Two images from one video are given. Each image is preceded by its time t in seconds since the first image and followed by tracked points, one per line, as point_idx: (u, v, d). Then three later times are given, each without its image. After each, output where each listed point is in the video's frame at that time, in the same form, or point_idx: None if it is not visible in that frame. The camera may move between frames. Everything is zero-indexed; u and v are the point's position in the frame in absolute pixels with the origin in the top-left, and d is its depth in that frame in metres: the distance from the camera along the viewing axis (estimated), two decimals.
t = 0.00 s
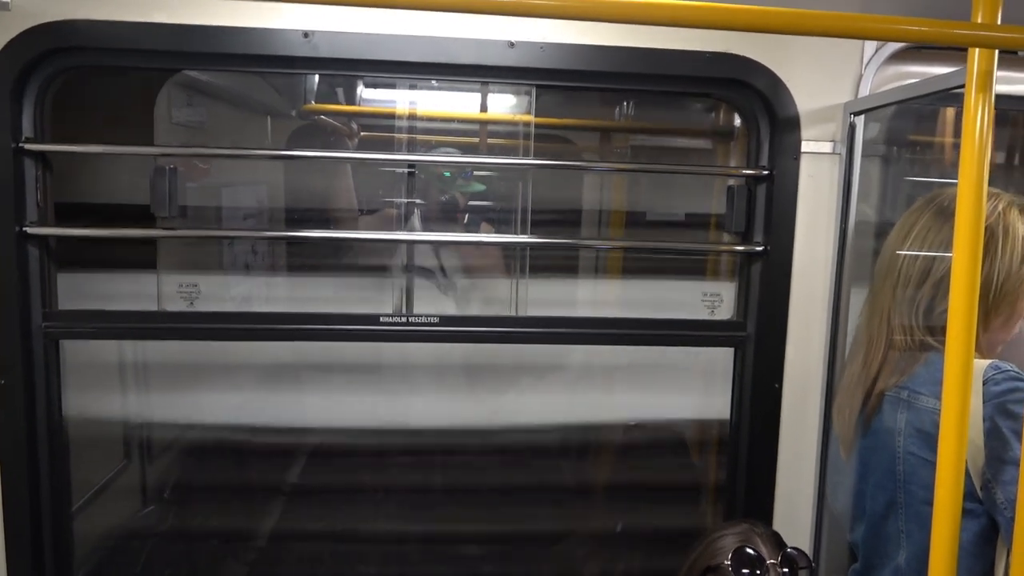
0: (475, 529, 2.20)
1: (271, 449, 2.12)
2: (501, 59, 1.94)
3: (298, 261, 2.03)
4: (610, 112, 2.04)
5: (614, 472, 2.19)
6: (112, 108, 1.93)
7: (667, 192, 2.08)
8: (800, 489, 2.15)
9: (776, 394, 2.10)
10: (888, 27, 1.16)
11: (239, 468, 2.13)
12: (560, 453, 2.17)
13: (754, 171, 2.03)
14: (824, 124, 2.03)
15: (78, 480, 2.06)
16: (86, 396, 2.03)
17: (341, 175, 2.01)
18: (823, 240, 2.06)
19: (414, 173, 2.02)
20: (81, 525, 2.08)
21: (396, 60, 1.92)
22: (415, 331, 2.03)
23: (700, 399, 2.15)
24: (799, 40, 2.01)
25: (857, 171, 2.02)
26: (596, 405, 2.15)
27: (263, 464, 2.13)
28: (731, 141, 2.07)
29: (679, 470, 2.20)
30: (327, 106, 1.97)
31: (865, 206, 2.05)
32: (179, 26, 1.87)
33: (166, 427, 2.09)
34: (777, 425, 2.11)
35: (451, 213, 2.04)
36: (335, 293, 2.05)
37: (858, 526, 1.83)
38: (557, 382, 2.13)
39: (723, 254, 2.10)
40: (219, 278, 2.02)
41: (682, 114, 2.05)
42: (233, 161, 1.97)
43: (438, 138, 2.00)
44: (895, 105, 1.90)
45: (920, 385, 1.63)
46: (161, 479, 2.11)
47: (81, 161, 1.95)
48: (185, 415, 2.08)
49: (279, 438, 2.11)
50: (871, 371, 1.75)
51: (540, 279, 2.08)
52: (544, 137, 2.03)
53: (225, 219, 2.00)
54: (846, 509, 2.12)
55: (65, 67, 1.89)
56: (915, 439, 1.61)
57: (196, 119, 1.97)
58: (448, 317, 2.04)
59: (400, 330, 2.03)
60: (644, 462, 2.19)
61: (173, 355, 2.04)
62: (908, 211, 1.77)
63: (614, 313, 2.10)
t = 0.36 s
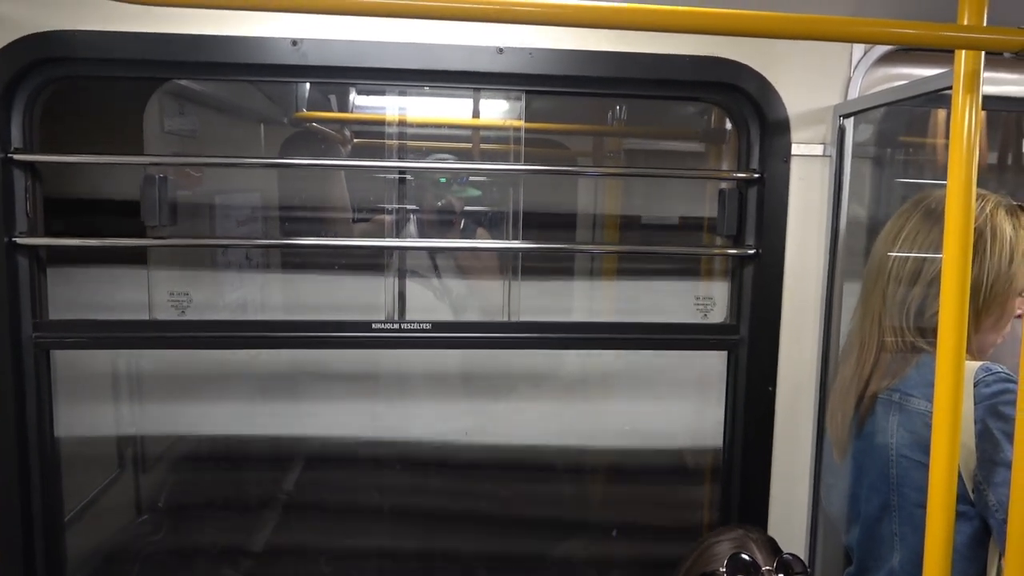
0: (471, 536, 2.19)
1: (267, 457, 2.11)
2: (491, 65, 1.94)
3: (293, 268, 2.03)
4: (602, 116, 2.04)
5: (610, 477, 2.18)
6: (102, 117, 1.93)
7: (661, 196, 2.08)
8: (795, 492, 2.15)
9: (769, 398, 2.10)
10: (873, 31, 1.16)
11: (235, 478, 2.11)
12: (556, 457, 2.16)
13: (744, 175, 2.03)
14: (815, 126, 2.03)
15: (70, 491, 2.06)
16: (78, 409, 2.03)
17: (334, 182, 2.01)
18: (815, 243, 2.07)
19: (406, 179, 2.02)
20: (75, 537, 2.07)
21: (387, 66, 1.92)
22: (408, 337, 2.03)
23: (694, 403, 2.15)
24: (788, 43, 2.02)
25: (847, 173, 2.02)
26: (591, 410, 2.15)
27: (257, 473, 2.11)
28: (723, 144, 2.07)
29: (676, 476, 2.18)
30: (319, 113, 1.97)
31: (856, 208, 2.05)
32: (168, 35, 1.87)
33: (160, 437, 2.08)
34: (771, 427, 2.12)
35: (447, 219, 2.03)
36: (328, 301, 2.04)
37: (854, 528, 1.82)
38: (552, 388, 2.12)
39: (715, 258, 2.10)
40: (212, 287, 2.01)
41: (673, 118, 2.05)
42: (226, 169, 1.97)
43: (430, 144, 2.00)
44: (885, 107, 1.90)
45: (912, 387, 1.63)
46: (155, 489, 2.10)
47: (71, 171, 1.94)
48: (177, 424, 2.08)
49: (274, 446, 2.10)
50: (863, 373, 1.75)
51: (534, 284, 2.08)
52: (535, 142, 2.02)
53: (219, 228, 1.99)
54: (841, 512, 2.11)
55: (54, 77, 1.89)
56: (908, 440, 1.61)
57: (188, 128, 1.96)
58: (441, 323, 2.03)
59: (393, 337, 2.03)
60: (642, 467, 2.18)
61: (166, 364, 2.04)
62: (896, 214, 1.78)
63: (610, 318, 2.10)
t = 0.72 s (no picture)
0: (474, 535, 2.20)
1: (272, 455, 2.13)
2: (494, 66, 1.96)
3: (297, 268, 2.05)
4: (604, 116, 2.05)
5: (613, 475, 2.20)
6: (108, 118, 1.94)
7: (664, 196, 2.08)
8: (796, 490, 2.16)
9: (771, 395, 2.11)
10: (873, 32, 1.16)
11: (239, 477, 2.13)
12: (559, 455, 2.18)
13: (745, 174, 2.04)
14: (816, 126, 2.05)
15: (77, 490, 2.07)
16: (86, 408, 2.04)
17: (337, 183, 2.02)
18: (816, 242, 2.08)
19: (409, 180, 2.03)
20: (80, 536, 2.08)
21: (390, 68, 1.94)
22: (412, 335, 2.05)
23: (696, 402, 2.16)
24: (789, 44, 2.03)
25: (848, 173, 2.04)
26: (594, 409, 2.16)
27: (262, 471, 2.13)
28: (725, 144, 2.08)
29: (677, 473, 2.21)
30: (322, 113, 1.99)
31: (857, 208, 2.06)
32: (174, 37, 1.89)
33: (165, 435, 2.09)
34: (772, 426, 2.13)
35: (449, 219, 2.04)
36: (332, 300, 2.06)
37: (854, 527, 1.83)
38: (555, 386, 2.14)
39: (717, 257, 2.11)
40: (216, 287, 2.03)
41: (674, 118, 2.06)
42: (231, 169, 1.98)
43: (433, 145, 2.01)
44: (885, 107, 1.91)
45: (912, 385, 1.63)
46: (161, 488, 2.11)
47: (76, 172, 1.95)
48: (183, 423, 2.09)
49: (279, 444, 2.12)
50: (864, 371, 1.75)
51: (536, 283, 2.09)
52: (537, 142, 2.04)
53: (222, 227, 2.01)
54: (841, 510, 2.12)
55: (61, 79, 1.91)
56: (906, 439, 1.62)
57: (192, 128, 1.98)
58: (445, 322, 2.06)
59: (397, 336, 2.05)
60: (643, 465, 2.19)
61: (171, 364, 2.05)
62: (897, 215, 1.79)
63: (611, 317, 2.11)
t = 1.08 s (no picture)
0: (479, 529, 2.23)
1: (280, 450, 2.17)
2: (500, 67, 1.99)
3: (303, 265, 2.08)
4: (608, 118, 2.08)
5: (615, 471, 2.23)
6: (122, 117, 1.98)
7: (668, 196, 2.11)
8: (795, 486, 2.19)
9: (771, 392, 2.14)
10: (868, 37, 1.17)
11: (247, 470, 2.17)
12: (562, 451, 2.21)
13: (748, 175, 2.07)
14: (817, 128, 2.08)
15: (89, 483, 2.10)
16: (98, 402, 2.08)
17: (345, 181, 2.06)
18: (816, 242, 2.11)
19: (416, 179, 2.06)
20: (90, 528, 2.12)
21: (399, 69, 1.97)
22: (419, 332, 2.08)
23: (698, 400, 2.19)
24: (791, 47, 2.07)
25: (848, 174, 2.07)
26: (597, 406, 2.19)
27: (270, 465, 2.17)
28: (728, 145, 2.11)
29: (679, 470, 2.23)
30: (330, 113, 2.02)
31: (857, 209, 2.09)
32: (188, 38, 1.93)
33: (176, 429, 2.13)
34: (773, 423, 2.16)
35: (454, 219, 2.07)
36: (340, 297, 2.09)
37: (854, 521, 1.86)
38: (558, 384, 2.17)
39: (720, 257, 2.13)
40: (226, 283, 2.06)
41: (678, 120, 2.10)
42: (241, 168, 2.02)
43: (440, 145, 2.05)
44: (885, 109, 1.94)
45: (915, 379, 1.65)
46: (170, 481, 2.15)
47: (91, 170, 1.99)
48: (193, 418, 2.13)
49: (287, 438, 2.16)
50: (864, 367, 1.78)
51: (540, 281, 2.12)
52: (542, 143, 2.07)
53: (231, 225, 2.04)
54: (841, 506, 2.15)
55: (77, 79, 1.95)
56: (908, 432, 1.64)
57: (202, 127, 2.01)
58: (450, 319, 2.09)
59: (403, 333, 2.08)
60: (643, 461, 2.23)
61: (182, 360, 2.08)
62: (894, 213, 1.82)
63: (614, 315, 2.14)
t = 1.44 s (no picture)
0: (480, 527, 2.24)
1: (281, 449, 2.17)
2: (499, 65, 1.99)
3: (304, 263, 2.09)
4: (608, 115, 2.08)
5: (616, 468, 2.23)
6: (123, 118, 1.99)
7: (667, 194, 2.12)
8: (795, 482, 2.19)
9: (771, 389, 2.14)
10: (863, 32, 1.17)
11: (249, 468, 2.17)
12: (563, 448, 2.21)
13: (747, 172, 2.08)
14: (816, 125, 2.08)
15: (92, 481, 2.11)
16: (100, 401, 2.09)
17: (345, 180, 2.06)
18: (816, 239, 2.11)
19: (415, 177, 2.06)
20: (94, 526, 2.13)
21: (398, 67, 1.98)
22: (419, 330, 2.08)
23: (698, 397, 2.20)
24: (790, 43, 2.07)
25: (847, 171, 2.07)
26: (597, 403, 2.19)
27: (273, 464, 2.17)
28: (727, 142, 2.11)
29: (680, 468, 2.24)
30: (330, 112, 2.03)
31: (855, 206, 2.10)
32: (188, 37, 1.93)
33: (177, 428, 2.13)
34: (773, 419, 2.16)
35: (455, 217, 2.08)
36: (341, 296, 2.10)
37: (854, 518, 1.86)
38: (558, 381, 2.17)
39: (719, 254, 2.14)
40: (227, 282, 2.07)
41: (678, 117, 2.10)
42: (241, 167, 2.03)
43: (440, 143, 2.05)
44: (884, 105, 1.94)
45: (910, 376, 1.66)
46: (172, 480, 2.15)
47: (92, 170, 1.99)
48: (194, 417, 2.14)
49: (288, 438, 2.16)
50: (864, 364, 1.78)
51: (539, 278, 2.13)
52: (541, 140, 2.07)
53: (232, 225, 2.05)
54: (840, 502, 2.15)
55: (77, 79, 1.95)
56: (905, 429, 1.64)
57: (202, 127, 2.02)
58: (449, 316, 2.09)
59: (404, 330, 2.08)
60: (644, 459, 2.23)
61: (183, 359, 2.09)
62: (893, 213, 1.82)
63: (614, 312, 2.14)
